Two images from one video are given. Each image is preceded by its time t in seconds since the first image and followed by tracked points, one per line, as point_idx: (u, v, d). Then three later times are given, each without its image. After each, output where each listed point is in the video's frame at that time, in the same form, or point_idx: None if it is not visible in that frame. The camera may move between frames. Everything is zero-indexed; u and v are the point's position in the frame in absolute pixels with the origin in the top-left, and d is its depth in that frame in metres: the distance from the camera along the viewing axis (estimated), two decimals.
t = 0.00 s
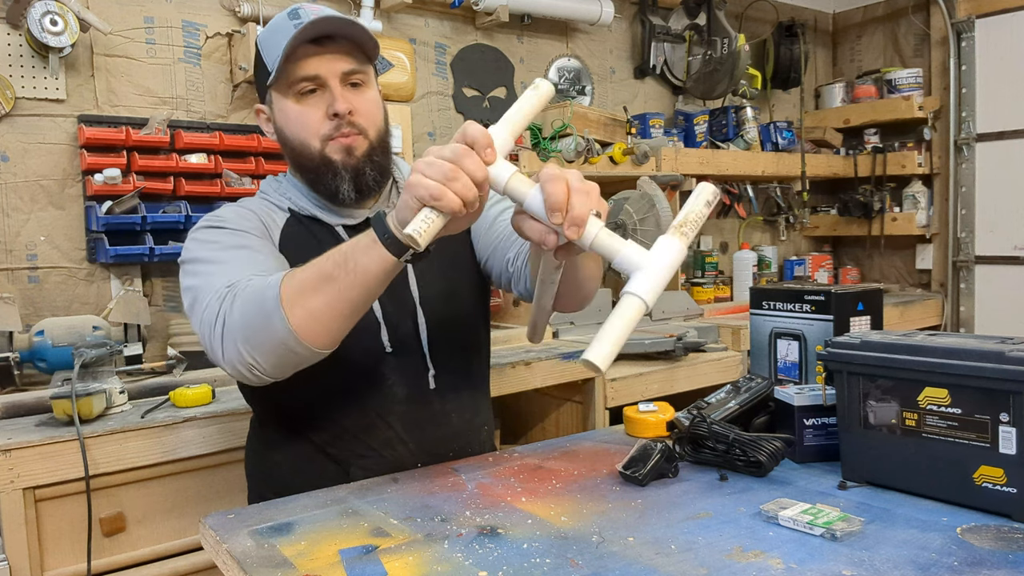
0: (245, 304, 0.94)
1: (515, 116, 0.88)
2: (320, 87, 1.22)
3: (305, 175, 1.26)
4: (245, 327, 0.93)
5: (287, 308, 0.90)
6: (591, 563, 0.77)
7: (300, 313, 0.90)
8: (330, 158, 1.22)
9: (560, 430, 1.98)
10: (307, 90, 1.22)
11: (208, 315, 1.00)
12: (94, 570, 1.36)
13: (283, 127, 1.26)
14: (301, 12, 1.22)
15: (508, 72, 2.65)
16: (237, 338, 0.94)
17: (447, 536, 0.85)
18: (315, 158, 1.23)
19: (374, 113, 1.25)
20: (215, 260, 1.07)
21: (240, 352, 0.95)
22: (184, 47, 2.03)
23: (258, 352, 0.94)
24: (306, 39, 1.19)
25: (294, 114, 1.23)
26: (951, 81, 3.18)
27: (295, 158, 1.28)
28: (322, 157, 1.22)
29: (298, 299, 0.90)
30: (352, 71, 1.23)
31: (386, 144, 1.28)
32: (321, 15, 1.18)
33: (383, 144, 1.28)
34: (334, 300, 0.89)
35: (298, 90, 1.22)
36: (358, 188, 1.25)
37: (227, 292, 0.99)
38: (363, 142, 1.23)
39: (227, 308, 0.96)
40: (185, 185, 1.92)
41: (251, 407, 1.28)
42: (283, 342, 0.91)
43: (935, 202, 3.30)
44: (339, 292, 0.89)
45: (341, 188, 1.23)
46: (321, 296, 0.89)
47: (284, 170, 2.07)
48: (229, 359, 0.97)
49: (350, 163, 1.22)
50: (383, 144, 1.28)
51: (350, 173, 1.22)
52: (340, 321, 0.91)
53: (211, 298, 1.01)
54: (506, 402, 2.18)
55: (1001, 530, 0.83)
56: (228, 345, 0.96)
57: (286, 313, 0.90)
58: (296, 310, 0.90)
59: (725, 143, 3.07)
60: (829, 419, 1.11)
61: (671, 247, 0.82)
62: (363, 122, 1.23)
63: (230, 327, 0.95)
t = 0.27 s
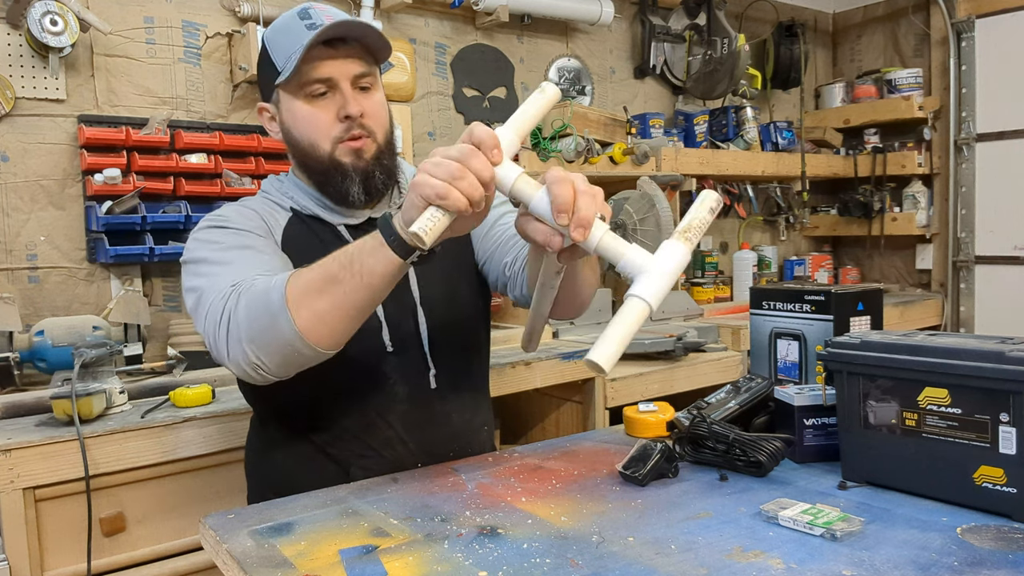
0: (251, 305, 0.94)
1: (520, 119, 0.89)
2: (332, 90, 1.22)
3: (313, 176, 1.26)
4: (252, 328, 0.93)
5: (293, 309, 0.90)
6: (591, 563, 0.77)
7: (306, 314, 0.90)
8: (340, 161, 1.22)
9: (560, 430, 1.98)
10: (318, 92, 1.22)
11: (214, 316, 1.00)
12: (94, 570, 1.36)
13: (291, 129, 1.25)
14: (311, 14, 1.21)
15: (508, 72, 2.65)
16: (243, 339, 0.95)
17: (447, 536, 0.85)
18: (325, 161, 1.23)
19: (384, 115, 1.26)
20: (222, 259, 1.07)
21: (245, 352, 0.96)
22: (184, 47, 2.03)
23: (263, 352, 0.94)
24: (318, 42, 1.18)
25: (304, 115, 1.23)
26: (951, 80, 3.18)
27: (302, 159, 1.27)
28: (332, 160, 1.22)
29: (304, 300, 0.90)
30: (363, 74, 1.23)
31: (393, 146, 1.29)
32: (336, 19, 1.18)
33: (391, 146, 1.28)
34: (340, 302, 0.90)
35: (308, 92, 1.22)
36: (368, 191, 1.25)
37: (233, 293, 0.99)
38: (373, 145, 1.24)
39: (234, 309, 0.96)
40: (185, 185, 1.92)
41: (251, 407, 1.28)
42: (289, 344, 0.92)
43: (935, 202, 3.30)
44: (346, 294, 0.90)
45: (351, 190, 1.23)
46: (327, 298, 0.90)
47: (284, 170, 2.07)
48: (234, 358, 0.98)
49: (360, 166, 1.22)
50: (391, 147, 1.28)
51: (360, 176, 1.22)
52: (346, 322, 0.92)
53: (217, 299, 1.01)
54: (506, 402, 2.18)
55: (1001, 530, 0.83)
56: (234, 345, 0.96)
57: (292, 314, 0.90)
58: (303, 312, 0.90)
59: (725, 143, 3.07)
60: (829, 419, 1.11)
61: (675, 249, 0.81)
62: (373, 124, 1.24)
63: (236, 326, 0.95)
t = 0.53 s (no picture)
0: (258, 283, 0.94)
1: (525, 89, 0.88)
2: (343, 99, 1.20)
3: (319, 181, 1.26)
4: (260, 307, 0.92)
5: (300, 283, 0.90)
6: (591, 563, 0.77)
7: (313, 288, 0.90)
8: (348, 170, 1.22)
9: (560, 430, 1.98)
10: (328, 101, 1.20)
11: (219, 301, 0.99)
12: (94, 569, 1.36)
13: (298, 133, 1.24)
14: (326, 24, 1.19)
15: (508, 72, 2.65)
16: (249, 320, 0.94)
17: (447, 536, 0.85)
18: (332, 168, 1.22)
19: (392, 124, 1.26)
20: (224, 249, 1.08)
21: (254, 334, 0.95)
22: (184, 47, 2.03)
23: (272, 332, 0.93)
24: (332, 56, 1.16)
25: (312, 122, 1.21)
26: (951, 80, 3.18)
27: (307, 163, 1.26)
28: (341, 168, 1.22)
29: (310, 274, 0.91)
30: (374, 83, 1.22)
31: (397, 149, 1.29)
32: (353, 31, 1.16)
33: (395, 150, 1.28)
34: (347, 274, 0.90)
35: (319, 100, 1.20)
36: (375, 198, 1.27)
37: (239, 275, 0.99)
38: (380, 152, 1.23)
39: (241, 290, 0.96)
40: (185, 185, 1.91)
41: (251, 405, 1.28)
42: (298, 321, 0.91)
43: (935, 202, 3.30)
44: (352, 265, 0.90)
45: (359, 197, 1.25)
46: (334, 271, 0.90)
47: (284, 170, 2.07)
48: (243, 343, 0.96)
49: (368, 175, 1.23)
50: (395, 150, 1.28)
51: (368, 184, 1.24)
52: (353, 297, 0.92)
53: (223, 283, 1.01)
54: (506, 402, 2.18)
55: (1002, 530, 0.83)
56: (242, 329, 0.95)
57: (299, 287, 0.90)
58: (311, 287, 0.90)
59: (725, 143, 3.07)
60: (829, 419, 1.11)
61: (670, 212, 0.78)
62: (381, 133, 1.23)
63: (245, 307, 0.95)
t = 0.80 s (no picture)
0: (272, 262, 0.93)
1: (536, 68, 0.91)
2: (346, 110, 1.20)
3: (319, 186, 1.27)
4: (275, 286, 0.92)
5: (314, 259, 0.90)
6: (591, 563, 0.77)
7: (328, 262, 0.90)
8: (348, 178, 1.24)
9: (560, 430, 1.98)
10: (331, 112, 1.20)
11: (231, 286, 0.98)
12: (94, 569, 1.36)
13: (298, 140, 1.24)
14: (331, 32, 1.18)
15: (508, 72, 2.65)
16: (262, 297, 0.93)
17: (447, 536, 0.85)
18: (332, 176, 1.24)
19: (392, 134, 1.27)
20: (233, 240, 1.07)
21: (268, 313, 0.94)
22: (184, 47, 2.03)
23: (287, 310, 0.92)
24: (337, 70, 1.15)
25: (314, 132, 1.21)
26: (951, 80, 3.18)
27: (306, 168, 1.27)
28: (341, 177, 1.23)
29: (323, 250, 0.90)
30: (377, 94, 1.22)
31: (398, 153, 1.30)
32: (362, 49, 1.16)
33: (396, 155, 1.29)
34: (361, 247, 0.90)
35: (322, 111, 1.19)
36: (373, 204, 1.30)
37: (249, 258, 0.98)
38: (380, 160, 1.25)
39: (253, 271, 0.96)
40: (185, 185, 1.91)
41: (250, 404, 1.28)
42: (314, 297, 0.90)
43: (935, 202, 3.30)
44: (365, 242, 0.90)
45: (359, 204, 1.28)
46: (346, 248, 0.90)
47: (284, 170, 2.07)
48: (256, 324, 0.95)
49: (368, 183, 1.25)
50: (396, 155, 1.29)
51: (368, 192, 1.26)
52: (367, 273, 0.92)
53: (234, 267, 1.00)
54: (506, 402, 2.18)
55: (1001, 530, 0.83)
56: (255, 310, 0.94)
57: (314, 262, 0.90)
58: (324, 264, 0.90)
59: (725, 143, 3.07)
60: (829, 419, 1.11)
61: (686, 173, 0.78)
62: (383, 143, 1.24)
63: (259, 287, 0.94)
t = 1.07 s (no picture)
0: (202, 358, 0.93)
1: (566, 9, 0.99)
2: (355, 108, 1.21)
3: (326, 188, 1.25)
4: (197, 384, 0.93)
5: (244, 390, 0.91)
6: (591, 563, 0.77)
7: (250, 387, 0.91)
8: (356, 177, 1.22)
9: (560, 430, 1.98)
10: (341, 110, 1.20)
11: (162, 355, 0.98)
12: (94, 569, 1.36)
13: (307, 139, 1.23)
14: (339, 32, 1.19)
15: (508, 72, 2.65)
16: (183, 399, 0.94)
17: (447, 536, 0.85)
18: (340, 174, 1.22)
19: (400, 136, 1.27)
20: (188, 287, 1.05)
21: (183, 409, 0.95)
22: (184, 46, 2.03)
23: (202, 414, 0.94)
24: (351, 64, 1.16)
25: (323, 130, 1.21)
26: (951, 80, 3.18)
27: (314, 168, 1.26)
28: (349, 175, 1.21)
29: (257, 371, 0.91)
30: (385, 95, 1.23)
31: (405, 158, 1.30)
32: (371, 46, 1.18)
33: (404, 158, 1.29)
34: (284, 376, 0.91)
35: (331, 108, 1.20)
36: (382, 207, 1.27)
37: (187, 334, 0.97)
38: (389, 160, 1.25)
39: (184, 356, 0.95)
40: (185, 185, 1.91)
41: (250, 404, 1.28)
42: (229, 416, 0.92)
43: (935, 202, 3.30)
44: (295, 381, 0.91)
45: (365, 207, 1.25)
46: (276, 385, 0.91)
47: (284, 170, 2.07)
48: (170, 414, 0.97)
49: (376, 182, 1.23)
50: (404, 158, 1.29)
51: (377, 192, 1.24)
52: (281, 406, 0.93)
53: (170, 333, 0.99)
54: (507, 402, 2.18)
55: (1001, 530, 0.83)
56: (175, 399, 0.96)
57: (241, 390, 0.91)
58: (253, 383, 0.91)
59: (725, 143, 3.07)
60: (829, 419, 1.11)
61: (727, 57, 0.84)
62: (392, 141, 1.24)
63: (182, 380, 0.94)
